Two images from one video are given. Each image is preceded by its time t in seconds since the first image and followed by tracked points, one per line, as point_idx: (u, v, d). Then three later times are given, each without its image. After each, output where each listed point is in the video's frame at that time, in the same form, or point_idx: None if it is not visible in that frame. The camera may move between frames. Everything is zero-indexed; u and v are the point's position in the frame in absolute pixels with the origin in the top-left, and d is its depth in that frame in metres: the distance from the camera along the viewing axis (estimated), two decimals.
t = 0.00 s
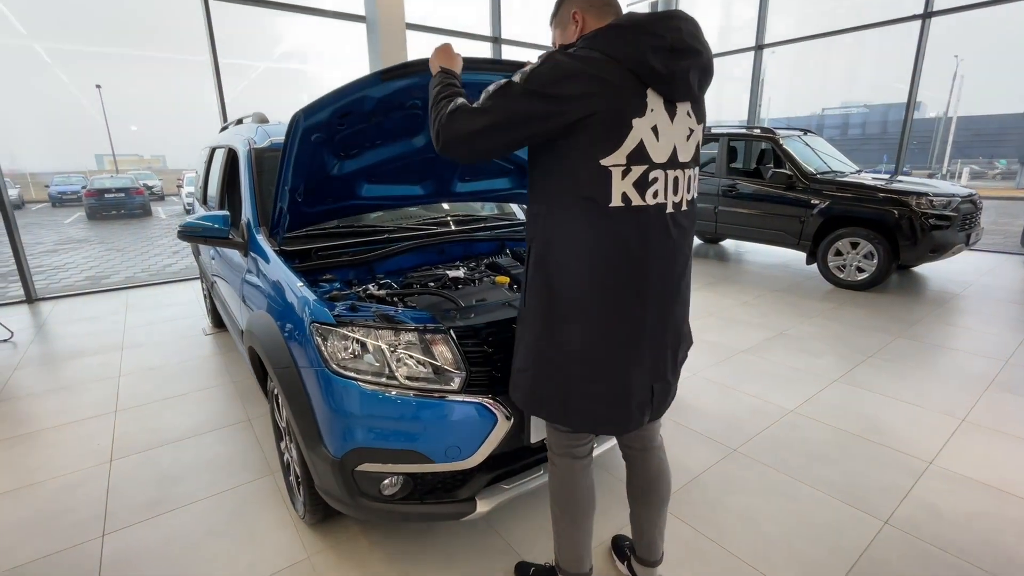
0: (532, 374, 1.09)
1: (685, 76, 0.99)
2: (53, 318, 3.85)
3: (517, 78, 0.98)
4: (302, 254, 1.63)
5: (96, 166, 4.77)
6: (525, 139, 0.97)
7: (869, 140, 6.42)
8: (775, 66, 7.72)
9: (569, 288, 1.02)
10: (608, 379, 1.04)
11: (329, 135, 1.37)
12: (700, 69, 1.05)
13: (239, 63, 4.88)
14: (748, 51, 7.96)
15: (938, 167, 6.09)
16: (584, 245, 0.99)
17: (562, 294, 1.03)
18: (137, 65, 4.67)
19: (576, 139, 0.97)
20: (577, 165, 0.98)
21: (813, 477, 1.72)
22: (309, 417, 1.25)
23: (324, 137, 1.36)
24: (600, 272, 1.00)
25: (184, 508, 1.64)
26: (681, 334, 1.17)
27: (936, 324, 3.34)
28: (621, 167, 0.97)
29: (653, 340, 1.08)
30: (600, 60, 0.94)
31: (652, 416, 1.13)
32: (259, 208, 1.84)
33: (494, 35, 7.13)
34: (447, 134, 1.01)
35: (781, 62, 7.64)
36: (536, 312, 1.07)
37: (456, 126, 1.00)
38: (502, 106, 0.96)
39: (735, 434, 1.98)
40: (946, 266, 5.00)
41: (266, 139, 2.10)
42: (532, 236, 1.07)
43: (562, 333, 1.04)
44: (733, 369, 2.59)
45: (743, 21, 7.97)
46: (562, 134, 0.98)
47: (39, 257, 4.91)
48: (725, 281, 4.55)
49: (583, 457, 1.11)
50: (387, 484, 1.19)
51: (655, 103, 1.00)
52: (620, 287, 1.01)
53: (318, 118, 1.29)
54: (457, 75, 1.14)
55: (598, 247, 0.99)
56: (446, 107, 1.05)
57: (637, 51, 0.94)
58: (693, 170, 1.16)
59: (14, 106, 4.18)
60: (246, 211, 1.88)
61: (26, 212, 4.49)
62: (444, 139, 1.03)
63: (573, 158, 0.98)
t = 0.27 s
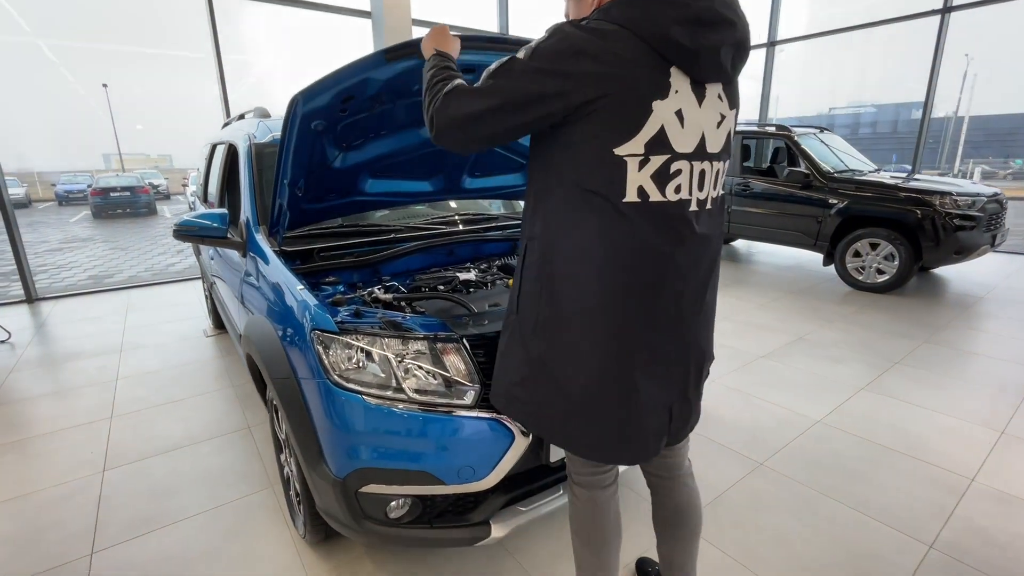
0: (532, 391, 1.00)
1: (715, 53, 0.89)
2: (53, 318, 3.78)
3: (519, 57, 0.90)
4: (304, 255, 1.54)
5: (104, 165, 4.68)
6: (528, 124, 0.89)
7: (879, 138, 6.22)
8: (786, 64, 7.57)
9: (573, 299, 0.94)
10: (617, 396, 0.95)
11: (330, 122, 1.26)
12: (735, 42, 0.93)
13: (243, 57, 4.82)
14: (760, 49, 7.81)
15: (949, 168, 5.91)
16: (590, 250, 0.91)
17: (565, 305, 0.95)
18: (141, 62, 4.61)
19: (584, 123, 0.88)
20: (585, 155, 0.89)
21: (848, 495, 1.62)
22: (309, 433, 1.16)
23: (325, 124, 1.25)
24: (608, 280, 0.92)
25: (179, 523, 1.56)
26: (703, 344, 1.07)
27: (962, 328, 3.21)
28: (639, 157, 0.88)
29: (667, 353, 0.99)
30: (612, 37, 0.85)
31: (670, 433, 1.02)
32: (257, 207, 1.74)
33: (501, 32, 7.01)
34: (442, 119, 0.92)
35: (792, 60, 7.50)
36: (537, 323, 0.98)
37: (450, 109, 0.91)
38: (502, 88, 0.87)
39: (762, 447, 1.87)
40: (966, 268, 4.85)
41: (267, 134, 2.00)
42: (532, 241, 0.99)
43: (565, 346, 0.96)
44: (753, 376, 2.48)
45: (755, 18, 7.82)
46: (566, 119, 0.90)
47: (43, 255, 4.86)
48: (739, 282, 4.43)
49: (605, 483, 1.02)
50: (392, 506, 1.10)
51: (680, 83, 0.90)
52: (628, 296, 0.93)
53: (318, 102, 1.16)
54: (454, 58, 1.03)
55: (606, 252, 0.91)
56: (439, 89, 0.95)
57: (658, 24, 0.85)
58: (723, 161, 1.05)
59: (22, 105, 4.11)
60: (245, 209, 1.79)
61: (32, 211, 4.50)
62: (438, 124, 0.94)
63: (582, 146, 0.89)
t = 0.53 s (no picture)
0: (540, 405, 0.94)
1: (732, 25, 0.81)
2: (56, 317, 3.75)
3: (512, 53, 0.84)
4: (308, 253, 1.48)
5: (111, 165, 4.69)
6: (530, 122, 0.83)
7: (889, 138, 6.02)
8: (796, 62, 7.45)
9: (584, 307, 0.88)
10: (633, 407, 0.89)
11: (335, 109, 1.17)
12: (756, 15, 0.86)
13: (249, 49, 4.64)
14: (769, 46, 7.69)
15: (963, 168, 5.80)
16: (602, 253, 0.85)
17: (576, 313, 0.88)
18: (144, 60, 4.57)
19: (588, 113, 0.82)
20: (591, 148, 0.82)
21: (877, 509, 1.54)
22: (312, 442, 1.09)
23: (328, 110, 1.16)
24: (622, 285, 0.85)
25: (177, 532, 1.50)
26: (727, 346, 0.99)
27: (983, 331, 3.12)
28: (651, 148, 0.81)
29: (688, 359, 0.92)
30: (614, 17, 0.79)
31: (694, 442, 0.95)
32: (260, 204, 1.67)
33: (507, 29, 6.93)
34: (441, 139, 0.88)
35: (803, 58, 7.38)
36: (545, 334, 0.92)
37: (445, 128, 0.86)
38: (497, 88, 0.81)
39: (783, 456, 1.79)
40: (984, 269, 4.74)
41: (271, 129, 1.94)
42: (538, 246, 0.92)
43: (577, 357, 0.89)
44: (770, 380, 2.40)
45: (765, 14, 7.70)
46: (567, 111, 0.84)
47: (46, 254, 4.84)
48: (750, 283, 4.34)
49: (630, 504, 0.96)
50: (400, 522, 1.03)
51: (694, 63, 0.83)
52: (644, 301, 0.86)
53: (320, 86, 1.07)
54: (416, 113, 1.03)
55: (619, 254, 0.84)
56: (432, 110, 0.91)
57: None
58: (746, 149, 0.98)
59: (28, 104, 4.06)
60: (247, 206, 1.72)
61: (41, 209, 4.61)
62: (440, 146, 0.89)
63: (588, 138, 0.83)
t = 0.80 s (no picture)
0: (553, 414, 0.89)
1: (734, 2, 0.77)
2: (61, 317, 3.72)
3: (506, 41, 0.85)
4: (316, 252, 1.43)
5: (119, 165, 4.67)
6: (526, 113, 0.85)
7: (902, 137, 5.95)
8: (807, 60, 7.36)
9: (598, 309, 0.84)
10: (652, 415, 0.84)
11: (344, 97, 1.11)
12: None
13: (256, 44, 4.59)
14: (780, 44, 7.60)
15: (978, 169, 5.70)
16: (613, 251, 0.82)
17: (589, 315, 0.85)
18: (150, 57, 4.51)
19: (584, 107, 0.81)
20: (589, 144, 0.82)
21: (906, 521, 1.47)
22: (320, 451, 1.04)
23: (337, 99, 1.10)
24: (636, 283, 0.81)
25: (179, 540, 1.45)
26: (762, 351, 0.92)
27: (1006, 334, 3.03)
28: (649, 141, 0.79)
29: (715, 364, 0.85)
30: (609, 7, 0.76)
31: (723, 454, 0.89)
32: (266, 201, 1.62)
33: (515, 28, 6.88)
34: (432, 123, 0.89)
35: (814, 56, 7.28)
36: (556, 339, 0.88)
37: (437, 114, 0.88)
38: (489, 75, 0.83)
39: (804, 463, 1.73)
40: (1002, 271, 4.64)
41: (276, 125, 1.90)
42: (548, 248, 0.90)
43: (591, 363, 0.85)
44: (787, 384, 2.33)
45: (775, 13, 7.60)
46: (565, 102, 0.83)
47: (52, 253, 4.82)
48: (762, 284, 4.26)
49: (667, 531, 0.91)
50: (413, 536, 0.97)
51: (693, 45, 0.79)
52: (661, 301, 0.82)
53: (328, 73, 1.01)
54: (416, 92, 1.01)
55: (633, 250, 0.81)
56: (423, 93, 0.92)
57: None
58: (767, 133, 0.91)
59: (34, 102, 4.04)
60: (253, 204, 1.68)
61: (46, 208, 4.55)
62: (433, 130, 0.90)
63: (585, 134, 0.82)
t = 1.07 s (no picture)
0: (576, 429, 0.81)
1: None
2: (63, 316, 3.67)
3: (515, 23, 0.80)
4: (321, 251, 1.37)
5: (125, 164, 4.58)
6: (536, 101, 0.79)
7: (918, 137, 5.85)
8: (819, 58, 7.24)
9: (624, 313, 0.76)
10: (688, 427, 0.76)
11: (352, 83, 1.04)
12: None
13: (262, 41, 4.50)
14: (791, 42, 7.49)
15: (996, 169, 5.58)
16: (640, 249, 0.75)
17: (614, 320, 0.77)
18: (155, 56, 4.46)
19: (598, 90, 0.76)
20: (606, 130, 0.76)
21: (943, 538, 1.39)
22: (326, 463, 0.97)
23: (344, 85, 1.03)
24: (667, 284, 0.74)
25: (177, 551, 1.38)
26: (814, 355, 0.83)
27: None
28: (672, 124, 0.73)
29: (758, 370, 0.77)
30: None
31: (773, 468, 0.80)
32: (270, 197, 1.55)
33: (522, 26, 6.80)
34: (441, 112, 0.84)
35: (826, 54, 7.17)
36: (577, 347, 0.80)
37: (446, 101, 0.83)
38: (499, 59, 0.78)
39: (831, 474, 1.65)
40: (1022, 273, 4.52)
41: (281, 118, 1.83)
42: (565, 249, 0.82)
43: (618, 372, 0.77)
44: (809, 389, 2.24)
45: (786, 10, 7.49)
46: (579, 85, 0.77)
47: (57, 252, 4.79)
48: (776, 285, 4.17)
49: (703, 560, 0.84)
50: (425, 557, 0.90)
51: (719, 15, 0.72)
52: (696, 301, 0.74)
53: (335, 55, 0.94)
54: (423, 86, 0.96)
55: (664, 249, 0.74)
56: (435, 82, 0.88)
57: None
58: (808, 111, 0.82)
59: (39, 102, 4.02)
60: (256, 200, 1.61)
61: (55, 208, 4.66)
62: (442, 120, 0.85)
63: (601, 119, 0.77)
